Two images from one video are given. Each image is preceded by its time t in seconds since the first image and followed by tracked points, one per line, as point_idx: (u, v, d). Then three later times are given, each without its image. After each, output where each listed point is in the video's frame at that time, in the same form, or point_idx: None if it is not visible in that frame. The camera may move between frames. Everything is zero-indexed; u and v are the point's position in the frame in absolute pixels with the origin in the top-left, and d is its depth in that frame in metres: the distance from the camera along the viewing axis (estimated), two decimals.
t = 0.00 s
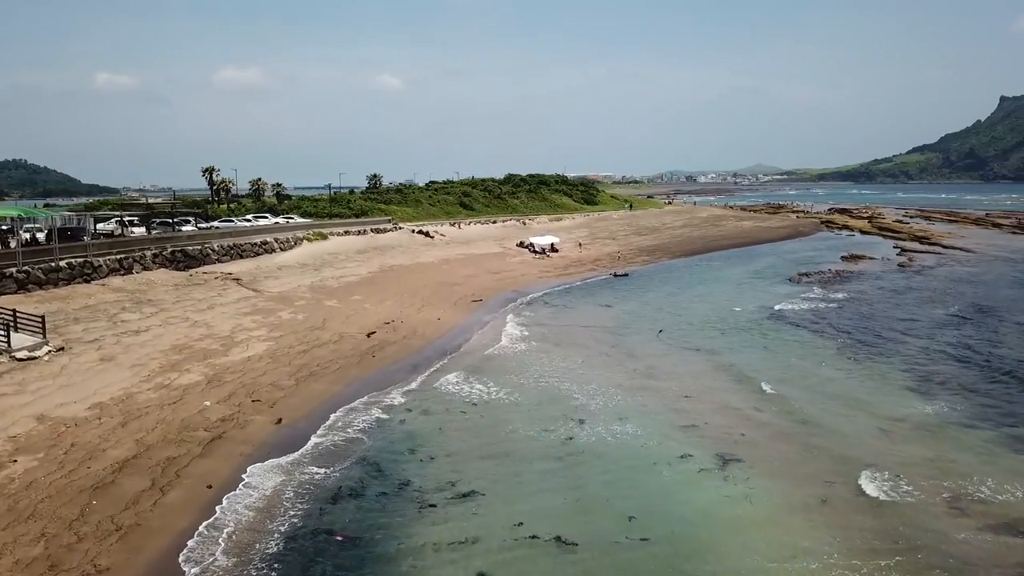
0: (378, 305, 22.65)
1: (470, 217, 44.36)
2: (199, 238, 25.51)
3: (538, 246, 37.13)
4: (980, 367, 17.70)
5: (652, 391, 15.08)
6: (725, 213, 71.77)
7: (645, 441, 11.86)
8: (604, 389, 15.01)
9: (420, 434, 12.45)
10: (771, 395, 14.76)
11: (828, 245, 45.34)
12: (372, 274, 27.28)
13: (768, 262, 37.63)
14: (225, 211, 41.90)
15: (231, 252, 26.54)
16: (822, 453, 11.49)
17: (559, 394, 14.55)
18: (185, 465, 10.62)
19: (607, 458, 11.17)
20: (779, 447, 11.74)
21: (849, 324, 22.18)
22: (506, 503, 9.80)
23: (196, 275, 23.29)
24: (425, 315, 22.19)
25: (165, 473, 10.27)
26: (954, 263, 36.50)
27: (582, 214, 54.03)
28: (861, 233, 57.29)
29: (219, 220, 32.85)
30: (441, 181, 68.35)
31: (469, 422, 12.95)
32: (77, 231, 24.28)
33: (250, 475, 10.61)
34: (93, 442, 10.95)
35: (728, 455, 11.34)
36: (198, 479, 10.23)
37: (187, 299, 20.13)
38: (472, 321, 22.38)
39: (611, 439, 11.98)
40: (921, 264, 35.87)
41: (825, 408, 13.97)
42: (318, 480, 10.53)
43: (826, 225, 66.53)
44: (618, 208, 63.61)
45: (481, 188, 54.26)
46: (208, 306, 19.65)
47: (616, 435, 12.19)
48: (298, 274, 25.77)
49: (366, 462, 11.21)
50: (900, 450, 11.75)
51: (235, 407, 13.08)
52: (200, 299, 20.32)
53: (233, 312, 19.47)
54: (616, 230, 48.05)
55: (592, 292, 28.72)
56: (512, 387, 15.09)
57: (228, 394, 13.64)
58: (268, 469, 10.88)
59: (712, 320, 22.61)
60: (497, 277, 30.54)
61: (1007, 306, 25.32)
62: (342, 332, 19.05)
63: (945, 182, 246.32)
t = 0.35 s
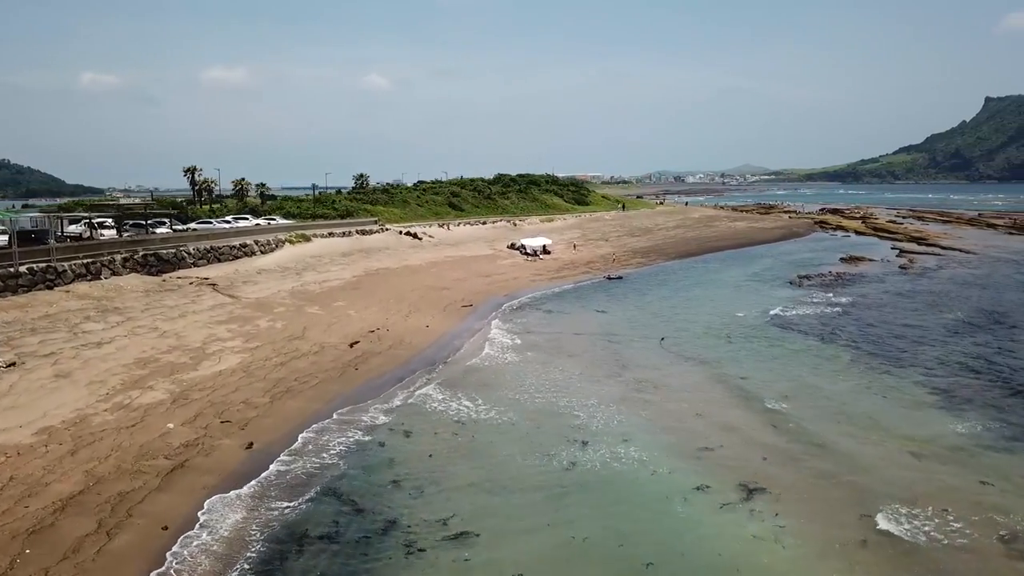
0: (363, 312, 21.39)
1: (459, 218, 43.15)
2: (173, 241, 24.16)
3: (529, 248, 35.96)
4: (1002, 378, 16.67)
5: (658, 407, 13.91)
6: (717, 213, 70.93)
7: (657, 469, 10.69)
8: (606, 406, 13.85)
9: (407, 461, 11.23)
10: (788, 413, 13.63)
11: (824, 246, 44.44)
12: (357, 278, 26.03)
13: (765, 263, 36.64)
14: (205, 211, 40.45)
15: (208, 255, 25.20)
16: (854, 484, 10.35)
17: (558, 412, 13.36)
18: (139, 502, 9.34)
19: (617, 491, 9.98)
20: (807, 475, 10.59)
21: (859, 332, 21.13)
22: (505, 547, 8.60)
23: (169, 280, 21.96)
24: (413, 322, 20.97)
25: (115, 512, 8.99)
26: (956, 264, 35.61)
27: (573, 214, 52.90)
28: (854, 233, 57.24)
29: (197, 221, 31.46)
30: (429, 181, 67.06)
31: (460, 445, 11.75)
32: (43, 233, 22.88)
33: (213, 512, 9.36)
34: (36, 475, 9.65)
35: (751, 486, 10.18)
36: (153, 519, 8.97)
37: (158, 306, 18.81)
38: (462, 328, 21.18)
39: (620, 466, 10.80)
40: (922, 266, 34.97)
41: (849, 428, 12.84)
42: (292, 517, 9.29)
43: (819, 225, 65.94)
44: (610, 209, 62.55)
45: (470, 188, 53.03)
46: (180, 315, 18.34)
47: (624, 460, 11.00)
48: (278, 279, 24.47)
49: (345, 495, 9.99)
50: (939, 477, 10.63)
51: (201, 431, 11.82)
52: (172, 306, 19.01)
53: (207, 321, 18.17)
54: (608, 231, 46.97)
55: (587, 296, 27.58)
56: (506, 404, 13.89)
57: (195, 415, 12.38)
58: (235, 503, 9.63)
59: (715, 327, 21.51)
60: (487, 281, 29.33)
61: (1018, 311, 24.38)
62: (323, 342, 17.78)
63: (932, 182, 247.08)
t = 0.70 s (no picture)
0: (347, 320, 20.14)
1: (447, 219, 41.93)
2: (145, 244, 22.83)
3: (521, 249, 34.78)
4: None
5: (667, 427, 12.76)
6: (709, 213, 70.05)
7: (671, 503, 9.54)
8: (609, 426, 12.68)
9: (391, 494, 10.02)
10: (809, 433, 12.50)
11: (822, 248, 43.51)
12: (341, 282, 24.76)
13: (763, 266, 35.60)
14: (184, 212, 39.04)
15: (183, 259, 23.89)
16: (896, 521, 9.22)
17: (558, 434, 12.18)
18: (81, 549, 8.08)
19: (630, 532, 8.81)
20: (840, 510, 9.46)
21: (870, 340, 20.07)
22: None
23: (139, 285, 20.64)
24: (399, 330, 19.75)
25: (50, 562, 7.73)
26: (958, 266, 34.70)
27: (565, 215, 51.77)
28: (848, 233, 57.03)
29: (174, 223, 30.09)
30: (417, 181, 65.78)
31: (450, 475, 10.55)
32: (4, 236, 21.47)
33: (167, 559, 8.13)
34: None
35: (781, 524, 9.04)
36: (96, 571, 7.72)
37: (124, 315, 17.50)
38: (452, 336, 19.96)
39: (630, 500, 9.63)
40: (925, 268, 34.02)
41: (878, 451, 11.71)
42: (258, 566, 8.07)
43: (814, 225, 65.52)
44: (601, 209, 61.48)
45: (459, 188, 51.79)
46: (148, 324, 17.03)
47: (635, 492, 9.84)
48: (257, 284, 23.17)
49: (319, 538, 8.77)
50: (987, 511, 9.53)
51: (160, 459, 10.57)
52: (140, 314, 17.70)
53: (176, 330, 16.88)
54: (600, 232, 45.87)
55: (582, 301, 26.42)
56: (500, 424, 12.70)
57: (154, 441, 11.12)
58: (191, 548, 8.38)
59: (719, 335, 20.41)
60: (478, 285, 28.10)
61: None
62: (302, 354, 16.53)
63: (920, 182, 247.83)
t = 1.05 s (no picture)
0: (331, 329, 18.89)
1: (438, 220, 40.67)
2: (116, 247, 21.48)
3: (514, 252, 33.61)
4: None
5: (680, 450, 11.59)
6: (703, 214, 69.13)
7: (696, 548, 8.37)
8: (617, 449, 11.50)
9: (376, 537, 8.81)
10: (838, 459, 11.36)
11: (821, 249, 42.56)
12: (325, 287, 23.50)
13: (763, 268, 34.52)
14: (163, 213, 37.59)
15: (157, 263, 22.55)
16: (955, 572, 8.07)
17: (561, 460, 10.97)
18: None
19: None
20: (889, 555, 8.34)
21: (885, 349, 18.99)
22: None
23: (108, 292, 19.29)
24: (386, 339, 18.53)
25: None
26: (963, 268, 33.80)
27: (558, 216, 50.61)
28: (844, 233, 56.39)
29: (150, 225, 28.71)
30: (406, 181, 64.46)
31: (442, 512, 9.34)
32: None
33: None
34: None
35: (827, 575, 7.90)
36: None
37: (89, 324, 16.18)
38: (442, 345, 18.73)
39: (649, 543, 8.46)
40: (930, 270, 33.10)
41: (916, 479, 10.61)
42: None
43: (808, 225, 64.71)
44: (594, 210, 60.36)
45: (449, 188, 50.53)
46: (113, 335, 15.72)
47: (654, 534, 8.66)
48: (235, 289, 21.86)
49: None
50: None
51: (113, 495, 9.30)
52: (106, 324, 16.39)
53: (145, 342, 15.58)
54: (594, 233, 44.76)
55: (577, 305, 25.27)
56: (497, 449, 11.47)
57: (108, 472, 9.84)
58: None
59: (725, 344, 19.30)
60: (469, 289, 26.87)
61: None
62: (281, 366, 15.27)
63: (909, 182, 248.23)
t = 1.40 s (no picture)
0: (316, 339, 17.66)
1: (431, 221, 39.45)
2: (88, 250, 20.19)
3: (510, 254, 32.42)
4: None
5: (701, 480, 10.43)
6: (700, 214, 68.09)
7: None
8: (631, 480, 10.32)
9: None
10: (877, 491, 10.22)
11: (825, 251, 41.51)
12: (312, 294, 22.26)
13: (767, 271, 33.40)
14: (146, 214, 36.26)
15: (133, 267, 21.28)
16: None
17: (569, 494, 9.79)
18: None
19: None
20: None
21: (907, 360, 17.88)
22: None
23: (78, 299, 18.00)
24: (376, 350, 17.30)
25: None
26: (974, 270, 32.78)
27: (553, 216, 49.46)
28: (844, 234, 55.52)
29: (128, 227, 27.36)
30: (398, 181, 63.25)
31: (436, 560, 8.15)
32: None
33: None
34: None
35: None
36: None
37: (52, 336, 14.90)
38: (435, 355, 17.54)
39: None
40: (940, 273, 32.04)
41: (966, 517, 9.47)
42: None
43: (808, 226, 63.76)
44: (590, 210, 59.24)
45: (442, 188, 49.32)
46: (78, 347, 14.45)
47: None
48: (216, 295, 20.60)
49: None
50: None
51: (56, 541, 8.05)
52: (71, 335, 15.11)
53: (112, 355, 14.33)
54: (592, 234, 43.64)
55: (577, 311, 24.10)
56: (496, 480, 10.28)
57: (53, 513, 8.60)
58: None
59: (736, 354, 18.16)
60: (463, 293, 25.68)
61: None
62: (259, 382, 14.03)
63: (903, 182, 248.15)
